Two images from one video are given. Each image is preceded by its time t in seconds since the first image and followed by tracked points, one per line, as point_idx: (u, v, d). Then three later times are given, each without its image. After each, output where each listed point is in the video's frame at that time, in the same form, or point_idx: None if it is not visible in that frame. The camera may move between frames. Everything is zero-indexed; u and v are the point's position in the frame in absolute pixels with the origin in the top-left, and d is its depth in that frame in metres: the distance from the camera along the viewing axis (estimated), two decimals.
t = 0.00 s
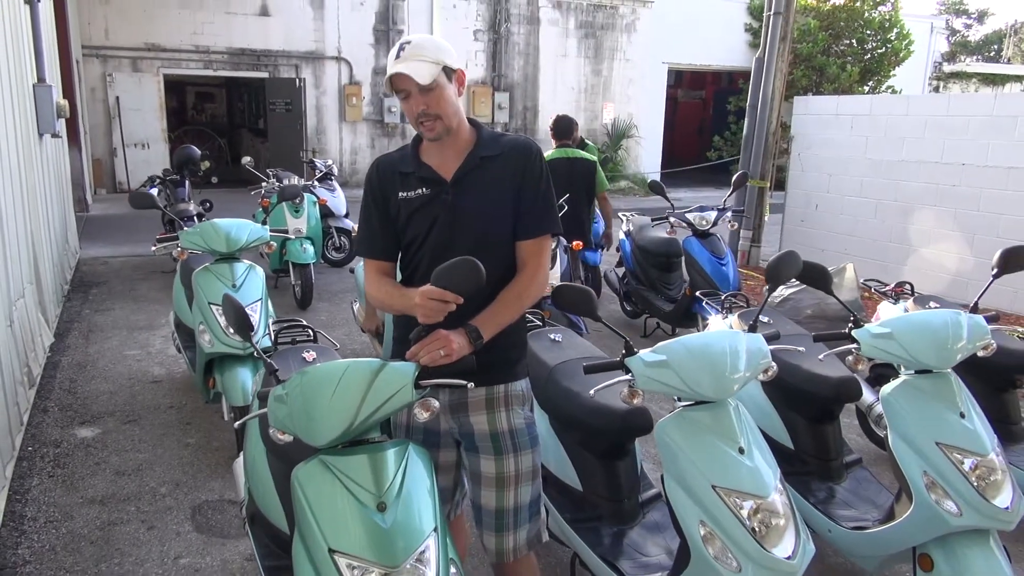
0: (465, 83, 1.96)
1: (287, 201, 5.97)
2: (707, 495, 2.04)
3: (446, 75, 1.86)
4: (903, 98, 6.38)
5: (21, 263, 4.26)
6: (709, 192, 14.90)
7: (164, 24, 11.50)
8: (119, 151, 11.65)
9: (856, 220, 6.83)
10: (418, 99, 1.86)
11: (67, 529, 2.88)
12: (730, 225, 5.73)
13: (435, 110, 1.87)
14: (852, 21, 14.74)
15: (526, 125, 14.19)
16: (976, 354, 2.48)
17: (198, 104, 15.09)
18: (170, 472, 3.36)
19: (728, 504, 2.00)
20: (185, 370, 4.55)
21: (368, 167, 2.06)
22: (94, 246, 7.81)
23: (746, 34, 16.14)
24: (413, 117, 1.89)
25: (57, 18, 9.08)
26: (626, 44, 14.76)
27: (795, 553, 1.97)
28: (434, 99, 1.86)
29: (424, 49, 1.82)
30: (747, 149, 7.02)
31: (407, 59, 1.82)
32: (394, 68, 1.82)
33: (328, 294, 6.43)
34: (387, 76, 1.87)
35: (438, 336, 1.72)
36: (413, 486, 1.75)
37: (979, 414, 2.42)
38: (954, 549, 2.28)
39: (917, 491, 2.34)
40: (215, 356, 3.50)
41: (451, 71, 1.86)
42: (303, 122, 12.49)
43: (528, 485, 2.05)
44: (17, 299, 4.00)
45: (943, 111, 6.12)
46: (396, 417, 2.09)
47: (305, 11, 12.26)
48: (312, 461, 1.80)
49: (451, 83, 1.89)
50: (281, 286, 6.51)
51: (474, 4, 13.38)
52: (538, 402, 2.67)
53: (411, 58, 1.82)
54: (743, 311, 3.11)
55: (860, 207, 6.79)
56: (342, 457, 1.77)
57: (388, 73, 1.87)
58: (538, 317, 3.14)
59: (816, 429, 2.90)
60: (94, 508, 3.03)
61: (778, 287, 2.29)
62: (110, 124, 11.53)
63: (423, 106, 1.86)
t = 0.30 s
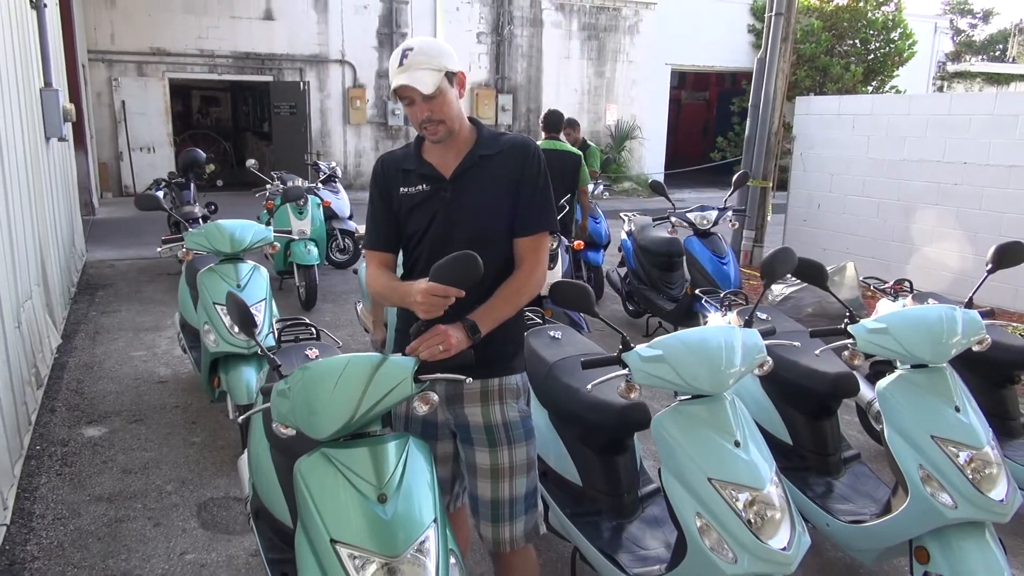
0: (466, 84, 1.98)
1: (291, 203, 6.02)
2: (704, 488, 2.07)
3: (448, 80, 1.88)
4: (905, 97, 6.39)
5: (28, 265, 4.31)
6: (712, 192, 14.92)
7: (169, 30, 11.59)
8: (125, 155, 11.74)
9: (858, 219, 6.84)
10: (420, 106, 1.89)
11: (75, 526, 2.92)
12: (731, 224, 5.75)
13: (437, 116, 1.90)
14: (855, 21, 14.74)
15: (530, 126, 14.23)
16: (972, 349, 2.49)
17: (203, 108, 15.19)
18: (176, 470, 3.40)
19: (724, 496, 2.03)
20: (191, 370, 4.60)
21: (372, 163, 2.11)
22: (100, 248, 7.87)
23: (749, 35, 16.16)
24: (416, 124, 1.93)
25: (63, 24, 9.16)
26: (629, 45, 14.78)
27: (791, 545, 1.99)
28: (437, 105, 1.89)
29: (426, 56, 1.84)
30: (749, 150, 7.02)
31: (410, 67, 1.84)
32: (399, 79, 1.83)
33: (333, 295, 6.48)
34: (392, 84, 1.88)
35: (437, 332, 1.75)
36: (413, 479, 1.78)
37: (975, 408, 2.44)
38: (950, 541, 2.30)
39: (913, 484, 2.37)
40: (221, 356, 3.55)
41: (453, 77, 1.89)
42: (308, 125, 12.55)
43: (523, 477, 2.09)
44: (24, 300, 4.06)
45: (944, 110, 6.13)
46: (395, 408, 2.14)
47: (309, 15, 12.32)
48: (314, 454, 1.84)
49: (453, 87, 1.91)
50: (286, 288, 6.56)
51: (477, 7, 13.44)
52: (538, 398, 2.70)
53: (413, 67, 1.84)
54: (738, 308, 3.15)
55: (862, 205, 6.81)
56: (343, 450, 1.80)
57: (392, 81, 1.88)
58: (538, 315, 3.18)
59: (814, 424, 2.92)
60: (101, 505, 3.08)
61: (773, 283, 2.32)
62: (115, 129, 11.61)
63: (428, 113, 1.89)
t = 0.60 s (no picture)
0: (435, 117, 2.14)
1: (296, 237, 6.11)
2: (705, 504, 2.10)
3: (413, 118, 2.05)
4: (901, 118, 6.46)
5: (39, 303, 4.39)
6: (715, 218, 15.01)
7: (176, 72, 11.83)
8: (133, 195, 11.92)
9: (859, 240, 6.89)
10: (388, 142, 2.07)
11: (85, 559, 2.95)
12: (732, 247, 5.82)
13: (403, 150, 2.09)
14: (851, 46, 14.91)
15: (532, 158, 14.39)
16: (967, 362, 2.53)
17: (210, 147, 15.42)
18: (185, 502, 3.42)
19: (724, 511, 2.06)
20: (199, 405, 4.64)
21: (358, 195, 2.36)
22: (109, 287, 7.96)
23: (746, 63, 16.39)
24: (387, 157, 2.12)
25: (73, 69, 9.38)
26: (628, 76, 14.99)
27: (792, 559, 2.02)
28: (403, 141, 2.07)
29: (388, 99, 2.01)
30: (749, 174, 7.04)
31: (376, 110, 2.02)
32: (361, 124, 2.02)
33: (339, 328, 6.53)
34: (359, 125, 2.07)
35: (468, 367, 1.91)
36: (416, 499, 1.83)
37: (973, 420, 2.46)
38: (954, 554, 2.30)
39: (914, 497, 2.39)
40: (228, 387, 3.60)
41: (416, 115, 2.05)
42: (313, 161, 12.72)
43: (512, 481, 2.32)
44: (35, 338, 4.12)
45: (939, 130, 6.20)
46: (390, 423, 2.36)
47: (313, 54, 12.56)
48: (320, 476, 1.87)
49: (417, 124, 2.08)
50: (292, 321, 6.62)
51: (477, 42, 13.68)
52: (541, 420, 2.74)
53: (376, 111, 2.01)
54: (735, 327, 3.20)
55: (862, 227, 6.87)
56: (348, 471, 1.85)
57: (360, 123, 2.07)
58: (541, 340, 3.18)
59: (816, 441, 2.94)
60: (112, 538, 3.11)
61: (768, 301, 2.39)
62: (124, 169, 11.81)
63: (394, 149, 2.08)
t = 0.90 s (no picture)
0: (458, 115, 2.23)
1: (295, 236, 6.11)
2: (702, 504, 2.10)
3: (439, 111, 2.13)
4: (899, 119, 6.47)
5: (37, 302, 4.39)
6: (713, 219, 15.04)
7: (175, 71, 11.82)
8: (131, 194, 11.92)
9: (858, 242, 6.90)
10: (412, 132, 2.14)
11: (83, 558, 2.95)
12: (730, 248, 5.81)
13: (426, 141, 2.16)
14: (849, 47, 14.91)
15: (530, 158, 14.41)
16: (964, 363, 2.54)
17: (208, 146, 15.41)
18: (182, 502, 3.42)
19: (722, 512, 2.06)
20: (197, 404, 4.63)
21: (371, 188, 2.37)
22: (107, 286, 7.96)
23: (744, 64, 16.41)
24: (409, 147, 2.18)
25: (71, 68, 9.37)
26: (626, 76, 15.00)
27: (790, 559, 2.03)
28: (427, 132, 2.14)
29: (419, 88, 2.08)
30: (747, 175, 7.05)
31: (404, 99, 2.08)
32: (391, 107, 2.08)
33: (337, 327, 6.54)
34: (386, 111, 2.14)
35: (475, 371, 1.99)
36: (420, 496, 1.83)
37: (969, 422, 2.47)
38: (951, 555, 2.31)
39: (910, 498, 2.40)
40: (226, 386, 3.60)
41: (444, 108, 2.13)
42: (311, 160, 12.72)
43: (518, 469, 2.39)
44: (33, 337, 4.12)
45: (937, 132, 6.21)
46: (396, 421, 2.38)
47: (312, 53, 12.56)
48: (325, 475, 1.87)
49: (443, 118, 2.16)
50: (291, 321, 6.62)
51: (476, 42, 13.69)
52: (539, 420, 2.74)
53: (405, 97, 2.08)
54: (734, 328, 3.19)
55: (859, 228, 6.88)
56: (353, 469, 1.85)
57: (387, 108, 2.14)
58: (539, 338, 3.17)
59: (814, 442, 2.94)
60: (109, 537, 3.11)
61: (765, 302, 2.39)
62: (122, 168, 11.81)
63: (418, 137, 2.14)
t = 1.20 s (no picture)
0: (486, 120, 2.25)
1: (295, 237, 6.12)
2: (702, 508, 2.10)
3: (469, 114, 2.15)
4: (899, 124, 6.47)
5: (38, 302, 4.39)
6: (713, 222, 15.04)
7: (176, 72, 11.82)
8: (132, 195, 11.92)
9: (858, 246, 6.90)
10: (441, 132, 2.15)
11: (81, 559, 2.95)
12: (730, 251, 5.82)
13: (454, 143, 2.16)
14: (849, 52, 14.92)
15: (530, 160, 14.42)
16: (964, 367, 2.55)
17: (209, 147, 15.42)
18: (181, 503, 3.42)
19: (722, 515, 2.06)
20: (196, 405, 4.63)
21: (393, 181, 2.38)
22: (107, 287, 7.95)
23: (745, 67, 16.42)
24: (435, 145, 2.18)
25: (72, 68, 9.38)
26: (627, 79, 15.01)
27: (789, 562, 2.03)
28: (455, 133, 2.15)
29: (452, 90, 2.10)
30: (747, 179, 7.05)
31: (435, 99, 2.10)
32: (427, 103, 2.09)
33: (336, 329, 6.54)
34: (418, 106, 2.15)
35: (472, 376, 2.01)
36: (423, 497, 1.84)
37: (969, 426, 2.47)
38: (951, 559, 2.31)
39: (910, 502, 2.40)
40: (226, 387, 3.60)
41: (474, 111, 2.15)
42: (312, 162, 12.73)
43: (527, 459, 2.40)
44: (33, 338, 4.12)
45: (938, 136, 6.21)
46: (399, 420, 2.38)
47: (312, 55, 12.57)
48: (329, 476, 1.87)
49: (472, 122, 2.18)
50: (291, 322, 6.61)
51: (477, 45, 13.71)
52: (538, 422, 2.75)
53: (438, 97, 2.10)
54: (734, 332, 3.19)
55: (860, 232, 6.88)
56: (359, 470, 1.85)
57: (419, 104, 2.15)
58: (539, 342, 3.18)
59: (814, 446, 2.94)
60: (108, 537, 3.10)
61: (765, 306, 2.40)
62: (123, 169, 11.82)
63: (445, 137, 2.15)
